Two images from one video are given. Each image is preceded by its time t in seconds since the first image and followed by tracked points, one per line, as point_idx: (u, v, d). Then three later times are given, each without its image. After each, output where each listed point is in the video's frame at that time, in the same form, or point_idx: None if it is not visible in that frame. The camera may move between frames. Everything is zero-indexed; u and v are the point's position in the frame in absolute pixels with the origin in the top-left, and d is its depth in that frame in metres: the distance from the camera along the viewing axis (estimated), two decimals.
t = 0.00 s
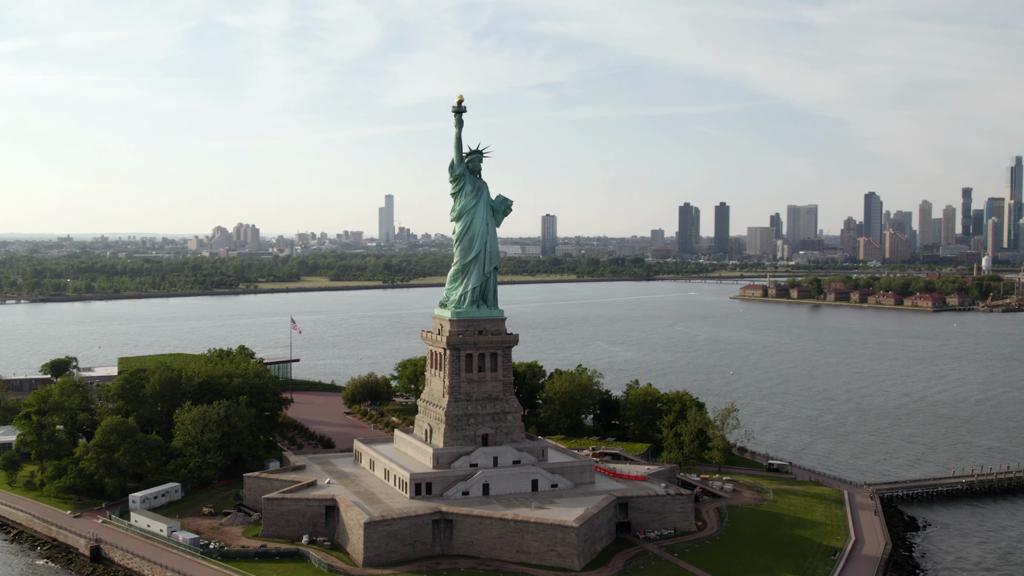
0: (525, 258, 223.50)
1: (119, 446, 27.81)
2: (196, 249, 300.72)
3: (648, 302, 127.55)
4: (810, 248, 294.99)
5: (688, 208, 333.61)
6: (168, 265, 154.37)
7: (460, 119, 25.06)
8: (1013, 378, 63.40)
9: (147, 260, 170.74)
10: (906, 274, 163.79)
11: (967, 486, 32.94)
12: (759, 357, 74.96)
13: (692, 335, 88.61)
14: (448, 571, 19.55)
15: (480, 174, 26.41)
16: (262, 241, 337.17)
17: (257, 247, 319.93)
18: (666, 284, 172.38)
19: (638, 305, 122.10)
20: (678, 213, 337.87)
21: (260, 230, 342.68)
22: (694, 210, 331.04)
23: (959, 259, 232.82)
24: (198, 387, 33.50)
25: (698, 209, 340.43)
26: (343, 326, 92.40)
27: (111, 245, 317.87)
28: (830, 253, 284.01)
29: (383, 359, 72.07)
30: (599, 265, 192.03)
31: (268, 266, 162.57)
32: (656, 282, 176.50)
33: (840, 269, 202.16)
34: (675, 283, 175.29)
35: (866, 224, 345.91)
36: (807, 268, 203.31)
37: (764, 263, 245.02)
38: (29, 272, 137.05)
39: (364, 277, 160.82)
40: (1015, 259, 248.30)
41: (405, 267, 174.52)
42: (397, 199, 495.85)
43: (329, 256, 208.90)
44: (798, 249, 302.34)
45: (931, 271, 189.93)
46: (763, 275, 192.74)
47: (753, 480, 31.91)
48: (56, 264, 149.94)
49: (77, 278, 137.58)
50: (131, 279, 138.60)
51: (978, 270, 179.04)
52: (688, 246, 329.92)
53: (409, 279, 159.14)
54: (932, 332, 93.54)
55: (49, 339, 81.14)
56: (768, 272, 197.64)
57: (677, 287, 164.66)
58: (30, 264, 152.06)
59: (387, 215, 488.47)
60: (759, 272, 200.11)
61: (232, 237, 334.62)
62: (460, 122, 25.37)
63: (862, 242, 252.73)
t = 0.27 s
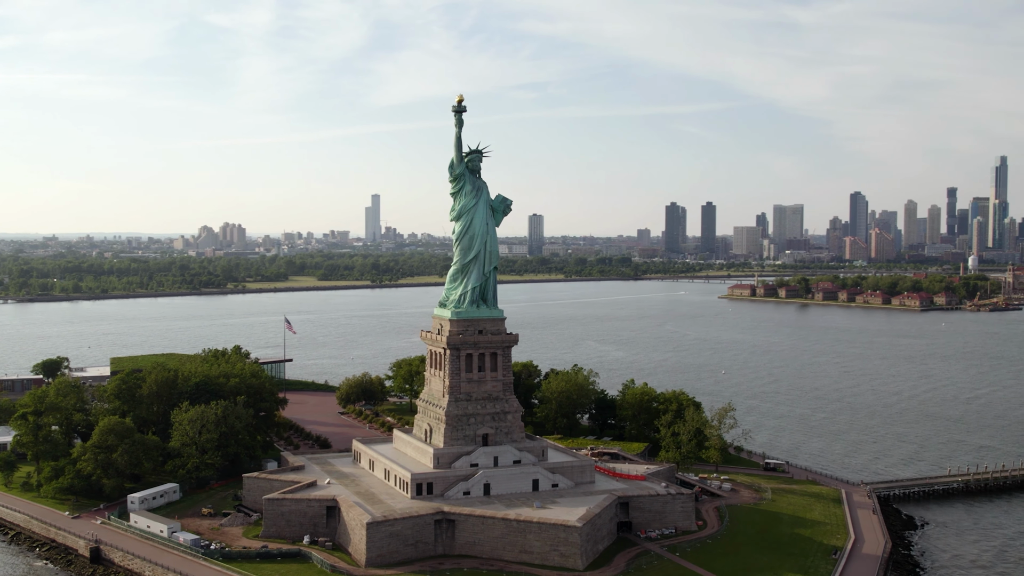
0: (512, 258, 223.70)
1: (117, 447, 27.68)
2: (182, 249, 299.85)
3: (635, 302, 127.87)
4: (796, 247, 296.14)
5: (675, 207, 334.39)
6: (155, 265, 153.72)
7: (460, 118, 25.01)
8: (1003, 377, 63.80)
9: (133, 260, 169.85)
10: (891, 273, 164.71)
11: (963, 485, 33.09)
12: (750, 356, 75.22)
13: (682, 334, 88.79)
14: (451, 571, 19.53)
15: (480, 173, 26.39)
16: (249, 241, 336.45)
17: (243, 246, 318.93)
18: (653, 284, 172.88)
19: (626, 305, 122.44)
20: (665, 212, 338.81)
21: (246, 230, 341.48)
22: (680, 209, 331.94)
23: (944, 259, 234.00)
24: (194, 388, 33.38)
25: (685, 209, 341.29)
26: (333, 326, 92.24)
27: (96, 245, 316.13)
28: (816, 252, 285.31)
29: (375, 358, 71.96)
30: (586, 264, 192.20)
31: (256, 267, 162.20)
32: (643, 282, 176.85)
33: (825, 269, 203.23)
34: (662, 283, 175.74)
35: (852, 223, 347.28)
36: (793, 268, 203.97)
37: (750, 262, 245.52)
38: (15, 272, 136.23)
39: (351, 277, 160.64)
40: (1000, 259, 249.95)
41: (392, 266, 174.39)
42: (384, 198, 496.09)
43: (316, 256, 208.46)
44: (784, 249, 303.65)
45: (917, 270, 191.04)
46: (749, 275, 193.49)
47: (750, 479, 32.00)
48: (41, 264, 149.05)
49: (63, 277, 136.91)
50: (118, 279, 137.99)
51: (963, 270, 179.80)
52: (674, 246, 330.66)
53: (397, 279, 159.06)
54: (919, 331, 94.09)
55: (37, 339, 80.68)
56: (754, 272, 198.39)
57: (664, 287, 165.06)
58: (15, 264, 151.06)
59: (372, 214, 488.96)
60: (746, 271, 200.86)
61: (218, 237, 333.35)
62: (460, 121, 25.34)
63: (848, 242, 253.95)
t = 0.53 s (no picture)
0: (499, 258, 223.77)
1: (114, 447, 27.57)
2: (169, 248, 298.83)
3: (623, 301, 128.05)
4: (782, 247, 297.02)
5: (662, 207, 335.12)
6: (142, 265, 153.04)
7: (460, 118, 24.98)
8: (994, 376, 64.16)
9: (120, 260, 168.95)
10: (878, 273, 165.35)
11: (960, 484, 33.23)
12: (742, 355, 75.41)
13: (673, 334, 88.91)
14: (453, 571, 19.52)
15: (479, 173, 26.37)
16: (235, 240, 335.48)
17: (229, 246, 318.02)
18: (641, 283, 173.22)
19: (614, 304, 122.60)
20: (652, 212, 339.61)
21: (233, 230, 340.29)
22: (667, 209, 332.67)
23: (929, 258, 235.03)
24: (191, 388, 33.26)
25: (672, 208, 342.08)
26: (323, 326, 92.08)
27: (82, 245, 314.65)
28: (803, 251, 286.45)
29: (366, 358, 71.80)
30: (573, 263, 192.30)
31: (243, 266, 161.72)
32: (631, 281, 177.14)
33: (812, 268, 203.93)
34: (649, 283, 176.06)
35: (838, 223, 348.40)
36: (779, 267, 204.50)
37: (736, 262, 245.72)
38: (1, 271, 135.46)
39: (339, 277, 160.36)
40: (985, 258, 251.43)
41: (380, 266, 174.16)
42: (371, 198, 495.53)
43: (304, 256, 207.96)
44: (770, 249, 304.71)
45: (903, 270, 191.83)
46: (735, 274, 194.03)
47: (747, 478, 32.07)
48: (27, 263, 148.19)
49: (50, 277, 136.18)
50: (105, 279, 137.33)
51: (949, 270, 180.43)
52: (660, 245, 331.29)
53: (385, 279, 158.89)
54: (907, 330, 94.50)
55: (25, 339, 80.22)
56: (741, 271, 198.94)
57: (651, 286, 165.37)
58: None
59: (359, 214, 488.39)
60: (733, 271, 201.40)
61: (204, 237, 332.02)
62: (460, 121, 25.29)
63: (834, 241, 254.94)
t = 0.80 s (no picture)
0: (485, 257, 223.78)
1: (113, 448, 27.43)
2: (153, 247, 297.34)
3: (610, 301, 128.31)
4: (766, 246, 297.80)
5: (647, 206, 335.79)
6: (127, 264, 152.18)
7: (461, 118, 24.96)
8: (983, 374, 64.59)
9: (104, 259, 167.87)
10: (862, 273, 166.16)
11: (955, 482, 33.41)
12: (732, 354, 75.61)
13: (662, 333, 89.06)
14: (457, 571, 19.50)
15: (479, 173, 26.36)
16: (219, 240, 334.19)
17: (214, 245, 316.74)
18: (627, 283, 173.55)
19: (601, 303, 122.80)
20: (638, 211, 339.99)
21: (217, 229, 338.81)
22: (652, 208, 333.36)
23: (913, 258, 236.04)
24: (188, 388, 33.12)
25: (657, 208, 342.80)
26: (311, 326, 91.77)
27: (65, 244, 312.50)
28: (787, 250, 287.60)
29: (357, 358, 71.63)
30: (559, 263, 192.28)
31: (229, 266, 161.07)
32: (617, 281, 177.32)
33: (797, 267, 204.78)
34: (635, 282, 176.36)
35: (822, 222, 349.65)
36: (764, 267, 205.08)
37: (722, 262, 246.01)
38: None
39: (325, 277, 159.94)
40: (968, 258, 252.98)
41: (365, 266, 173.83)
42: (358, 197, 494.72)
43: (289, 255, 207.29)
44: (755, 248, 305.85)
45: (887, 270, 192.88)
46: (720, 274, 194.64)
47: (745, 477, 32.14)
48: (10, 263, 147.09)
49: (34, 277, 135.22)
50: (90, 278, 136.53)
51: (932, 269, 181.53)
52: (646, 245, 331.85)
53: (371, 278, 158.62)
54: (893, 329, 95.02)
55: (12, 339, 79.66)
56: (726, 271, 199.57)
57: (637, 286, 165.69)
58: None
59: (345, 213, 487.66)
60: (718, 270, 202.01)
61: (188, 236, 330.47)
62: (461, 120, 25.27)
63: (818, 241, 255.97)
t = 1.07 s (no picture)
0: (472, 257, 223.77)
1: (112, 448, 27.34)
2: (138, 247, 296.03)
3: (598, 299, 128.55)
4: (752, 246, 298.51)
5: (635, 206, 336.27)
6: (115, 264, 151.48)
7: (462, 117, 24.94)
8: (974, 373, 64.90)
9: (92, 258, 167.08)
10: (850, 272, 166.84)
11: (952, 481, 33.56)
12: (724, 353, 75.81)
13: (653, 332, 89.19)
14: (460, 571, 19.48)
15: (480, 172, 26.35)
16: (206, 239, 333.15)
17: (201, 245, 315.79)
18: (615, 282, 173.82)
19: (589, 303, 122.99)
20: (625, 211, 340.39)
21: (205, 228, 337.65)
22: (639, 208, 333.88)
23: (900, 257, 237.07)
24: (186, 388, 33.02)
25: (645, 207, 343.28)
26: (301, 325, 91.54)
27: (52, 243, 310.95)
28: (775, 250, 288.44)
29: (350, 358, 71.51)
30: (547, 263, 192.35)
31: (217, 265, 160.55)
32: (606, 280, 177.54)
33: (784, 267, 205.55)
34: (623, 281, 176.59)
35: (809, 222, 350.72)
36: (751, 266, 205.70)
37: (710, 261, 246.35)
38: None
39: (314, 276, 159.62)
40: (955, 257, 254.28)
41: (353, 265, 173.54)
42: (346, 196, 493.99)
43: (277, 255, 206.69)
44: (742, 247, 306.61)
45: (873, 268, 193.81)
46: (708, 273, 195.12)
47: (743, 476, 32.19)
48: None
49: (20, 276, 134.46)
50: (79, 277, 135.91)
51: (919, 269, 182.33)
52: (633, 244, 332.16)
53: (360, 277, 158.36)
54: (882, 328, 95.48)
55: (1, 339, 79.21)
56: (714, 270, 200.11)
57: (625, 285, 165.93)
58: None
59: (332, 212, 486.64)
60: (706, 270, 202.56)
61: (175, 235, 329.30)
62: (461, 120, 25.26)
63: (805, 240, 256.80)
